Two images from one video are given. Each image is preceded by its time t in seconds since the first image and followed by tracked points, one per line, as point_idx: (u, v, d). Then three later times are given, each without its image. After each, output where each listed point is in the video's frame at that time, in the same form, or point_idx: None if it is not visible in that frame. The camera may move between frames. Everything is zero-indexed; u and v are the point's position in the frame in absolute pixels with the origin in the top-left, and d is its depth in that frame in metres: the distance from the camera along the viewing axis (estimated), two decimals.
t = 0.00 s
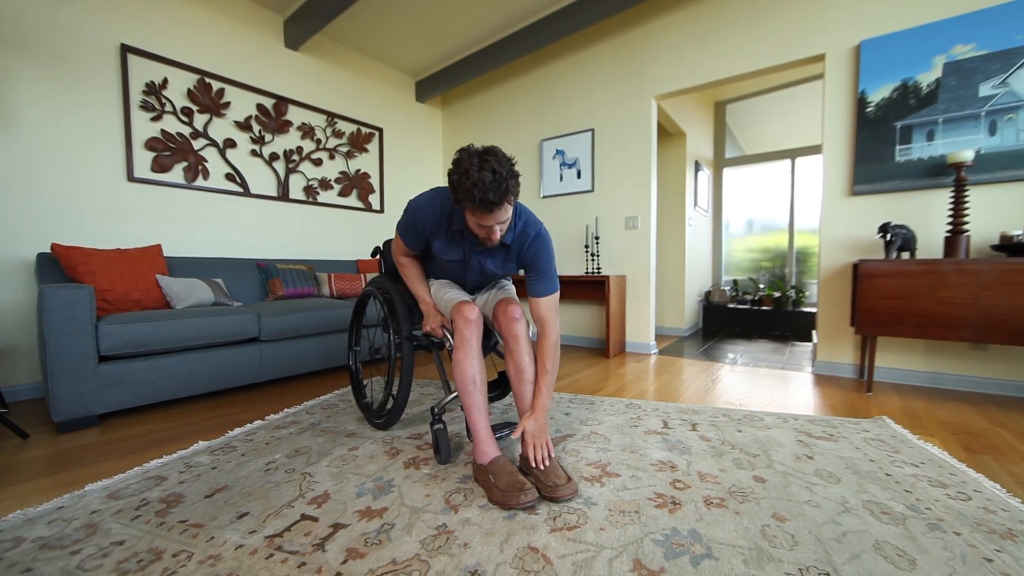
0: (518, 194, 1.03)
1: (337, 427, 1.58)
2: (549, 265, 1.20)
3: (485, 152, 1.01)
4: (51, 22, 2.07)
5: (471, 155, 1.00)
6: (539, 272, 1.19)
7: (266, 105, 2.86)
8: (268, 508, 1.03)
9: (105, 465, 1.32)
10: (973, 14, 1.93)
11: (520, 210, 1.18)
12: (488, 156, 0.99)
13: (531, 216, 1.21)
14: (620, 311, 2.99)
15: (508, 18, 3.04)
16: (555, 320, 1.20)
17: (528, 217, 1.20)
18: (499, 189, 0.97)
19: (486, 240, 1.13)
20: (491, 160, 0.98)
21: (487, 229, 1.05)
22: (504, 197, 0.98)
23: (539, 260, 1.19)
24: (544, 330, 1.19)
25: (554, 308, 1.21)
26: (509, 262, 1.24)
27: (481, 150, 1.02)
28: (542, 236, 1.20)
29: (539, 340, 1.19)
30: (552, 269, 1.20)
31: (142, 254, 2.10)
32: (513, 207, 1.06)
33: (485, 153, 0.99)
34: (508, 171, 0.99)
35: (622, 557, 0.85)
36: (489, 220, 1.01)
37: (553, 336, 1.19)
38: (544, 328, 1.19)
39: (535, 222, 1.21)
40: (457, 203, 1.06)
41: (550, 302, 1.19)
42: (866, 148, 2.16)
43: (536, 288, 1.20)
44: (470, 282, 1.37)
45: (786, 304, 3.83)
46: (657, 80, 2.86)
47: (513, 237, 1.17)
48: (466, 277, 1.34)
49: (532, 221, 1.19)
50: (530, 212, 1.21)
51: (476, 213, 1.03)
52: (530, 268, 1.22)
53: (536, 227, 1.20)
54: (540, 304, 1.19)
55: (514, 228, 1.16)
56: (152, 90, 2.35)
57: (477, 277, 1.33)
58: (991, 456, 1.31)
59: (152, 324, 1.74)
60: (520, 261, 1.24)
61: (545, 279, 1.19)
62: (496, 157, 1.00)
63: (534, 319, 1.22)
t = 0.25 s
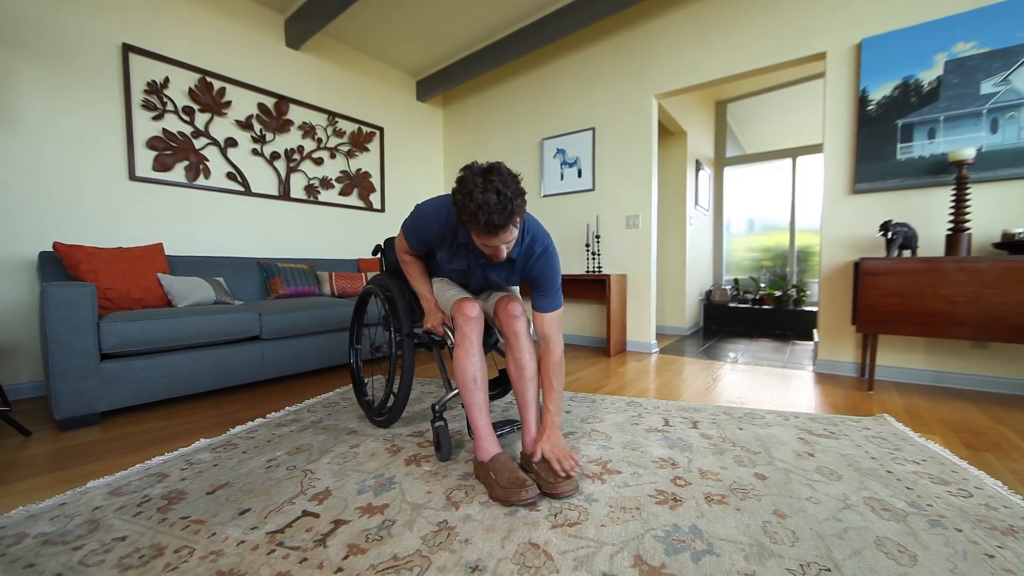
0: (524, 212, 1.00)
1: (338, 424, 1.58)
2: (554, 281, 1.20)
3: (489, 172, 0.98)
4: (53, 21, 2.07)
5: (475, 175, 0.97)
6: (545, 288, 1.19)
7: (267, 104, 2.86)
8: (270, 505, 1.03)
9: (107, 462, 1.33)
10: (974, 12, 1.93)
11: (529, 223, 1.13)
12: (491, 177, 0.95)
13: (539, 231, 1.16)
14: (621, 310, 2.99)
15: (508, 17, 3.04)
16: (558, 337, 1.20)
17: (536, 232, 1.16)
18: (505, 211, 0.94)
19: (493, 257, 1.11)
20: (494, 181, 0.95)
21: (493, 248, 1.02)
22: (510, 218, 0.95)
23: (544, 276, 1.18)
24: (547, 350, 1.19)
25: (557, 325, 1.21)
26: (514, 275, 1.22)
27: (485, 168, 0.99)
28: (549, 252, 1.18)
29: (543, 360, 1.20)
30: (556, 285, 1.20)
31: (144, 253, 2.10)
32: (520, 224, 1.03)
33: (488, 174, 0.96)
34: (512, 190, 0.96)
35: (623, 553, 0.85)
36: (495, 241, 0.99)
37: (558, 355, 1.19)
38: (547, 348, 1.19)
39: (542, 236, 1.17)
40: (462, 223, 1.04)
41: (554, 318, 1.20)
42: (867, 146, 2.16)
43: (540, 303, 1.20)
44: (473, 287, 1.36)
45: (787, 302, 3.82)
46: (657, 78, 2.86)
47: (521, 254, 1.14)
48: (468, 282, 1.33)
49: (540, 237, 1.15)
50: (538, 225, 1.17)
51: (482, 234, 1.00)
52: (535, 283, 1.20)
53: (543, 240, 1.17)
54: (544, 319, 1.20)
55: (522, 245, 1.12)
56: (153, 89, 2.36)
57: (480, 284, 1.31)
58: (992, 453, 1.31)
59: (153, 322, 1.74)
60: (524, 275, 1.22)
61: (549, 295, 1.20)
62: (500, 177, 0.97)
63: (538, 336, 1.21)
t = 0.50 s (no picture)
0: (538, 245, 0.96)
1: (338, 422, 1.58)
2: (567, 301, 1.13)
3: (502, 203, 0.93)
4: (55, 20, 2.08)
5: (488, 207, 0.92)
6: (558, 308, 1.13)
7: (268, 103, 2.87)
8: (271, 501, 1.04)
9: (108, 459, 1.33)
10: (976, 11, 1.93)
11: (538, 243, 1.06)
12: (504, 211, 0.91)
13: (550, 251, 1.09)
14: (621, 309, 2.99)
15: (509, 16, 3.04)
16: (579, 354, 1.15)
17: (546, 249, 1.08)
18: (517, 247, 0.89)
19: (503, 285, 1.07)
20: (508, 215, 0.90)
21: (504, 281, 0.98)
22: (523, 255, 0.90)
23: (557, 297, 1.12)
24: (570, 369, 1.15)
25: (575, 342, 1.15)
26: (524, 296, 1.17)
27: (498, 199, 0.94)
28: (560, 271, 1.11)
29: (568, 378, 1.17)
30: (570, 303, 1.14)
31: (145, 251, 2.10)
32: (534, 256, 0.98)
33: (501, 207, 0.91)
34: (527, 226, 0.91)
35: (624, 550, 0.85)
36: (506, 276, 0.95)
37: (581, 372, 1.15)
38: (569, 367, 1.15)
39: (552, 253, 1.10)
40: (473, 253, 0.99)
41: (570, 337, 1.14)
42: (868, 145, 2.16)
43: (554, 324, 1.15)
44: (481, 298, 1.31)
45: (788, 302, 3.82)
46: (658, 77, 2.86)
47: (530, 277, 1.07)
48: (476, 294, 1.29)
49: (550, 257, 1.08)
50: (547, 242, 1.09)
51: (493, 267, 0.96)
52: (546, 304, 1.14)
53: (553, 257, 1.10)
54: (560, 337, 1.15)
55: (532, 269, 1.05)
56: (154, 88, 2.36)
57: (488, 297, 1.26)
58: (993, 451, 1.31)
59: (154, 320, 1.75)
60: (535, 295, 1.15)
61: (563, 316, 1.14)
62: (514, 211, 0.92)
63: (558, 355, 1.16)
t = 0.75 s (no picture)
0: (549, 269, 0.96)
1: (339, 419, 1.58)
2: (579, 297, 1.12)
3: (515, 226, 0.91)
4: (55, 18, 2.08)
5: (501, 230, 0.91)
6: (572, 307, 1.13)
7: (268, 102, 2.87)
8: (271, 497, 1.04)
9: (109, 456, 1.33)
10: (976, 8, 1.92)
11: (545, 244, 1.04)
12: (517, 236, 0.89)
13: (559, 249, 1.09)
14: (622, 307, 2.99)
15: (509, 15, 3.04)
16: (594, 349, 1.16)
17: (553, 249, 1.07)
18: (528, 274, 0.90)
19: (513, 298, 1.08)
20: (521, 242, 0.89)
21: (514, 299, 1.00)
22: (533, 282, 0.91)
23: (569, 295, 1.11)
24: (587, 363, 1.16)
25: (591, 336, 1.16)
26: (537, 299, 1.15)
27: (513, 220, 0.93)
28: (569, 268, 1.10)
29: (586, 373, 1.18)
30: (583, 299, 1.13)
31: (146, 249, 2.11)
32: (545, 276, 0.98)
33: (514, 232, 0.90)
34: (539, 253, 0.90)
35: (623, 545, 0.85)
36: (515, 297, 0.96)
37: (597, 367, 1.16)
38: (586, 361, 1.17)
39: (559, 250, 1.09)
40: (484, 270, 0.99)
41: (587, 331, 1.15)
42: (868, 143, 2.16)
43: (570, 321, 1.15)
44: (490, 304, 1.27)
45: (788, 301, 3.81)
46: (658, 76, 2.86)
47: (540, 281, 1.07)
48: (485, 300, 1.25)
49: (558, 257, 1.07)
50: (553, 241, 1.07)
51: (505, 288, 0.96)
52: (561, 302, 1.13)
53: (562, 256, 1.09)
54: (576, 333, 1.15)
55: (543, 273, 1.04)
56: (154, 86, 2.36)
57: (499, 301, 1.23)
58: (994, 448, 1.31)
59: (155, 318, 1.75)
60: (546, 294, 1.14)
61: (579, 313, 1.14)
62: (528, 236, 0.90)
63: (574, 349, 1.17)
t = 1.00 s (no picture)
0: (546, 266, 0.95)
1: (336, 416, 1.58)
2: (581, 289, 1.12)
3: (512, 221, 0.91)
4: (54, 16, 2.08)
5: (497, 224, 0.91)
6: (573, 299, 1.12)
7: (267, 100, 2.87)
8: (267, 492, 1.04)
9: (107, 452, 1.33)
10: (974, 6, 1.93)
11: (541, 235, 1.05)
12: (514, 232, 0.89)
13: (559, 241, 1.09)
14: (621, 306, 2.99)
15: (508, 13, 3.04)
16: (596, 344, 1.16)
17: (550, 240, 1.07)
18: (522, 271, 0.89)
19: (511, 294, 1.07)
20: (517, 237, 0.89)
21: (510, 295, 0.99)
22: (527, 279, 0.91)
23: (570, 288, 1.11)
24: (589, 358, 1.16)
25: (593, 331, 1.16)
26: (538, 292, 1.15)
27: (511, 215, 0.93)
28: (570, 260, 1.09)
29: (587, 369, 1.18)
30: (584, 291, 1.13)
31: (145, 247, 2.11)
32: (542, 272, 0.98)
33: (510, 227, 0.90)
34: (534, 249, 0.90)
35: (619, 538, 0.85)
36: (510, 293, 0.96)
37: (599, 363, 1.16)
38: (587, 357, 1.17)
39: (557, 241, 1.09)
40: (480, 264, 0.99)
41: (589, 326, 1.15)
42: (867, 141, 2.16)
43: (572, 315, 1.15)
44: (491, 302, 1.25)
45: (787, 299, 3.81)
46: (657, 74, 2.86)
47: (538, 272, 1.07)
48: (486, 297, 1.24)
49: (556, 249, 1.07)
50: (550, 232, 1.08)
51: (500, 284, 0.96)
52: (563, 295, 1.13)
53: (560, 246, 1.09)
54: (577, 328, 1.15)
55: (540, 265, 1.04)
56: (153, 84, 2.37)
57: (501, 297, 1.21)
58: (991, 445, 1.31)
59: (153, 315, 1.75)
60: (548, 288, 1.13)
61: (580, 306, 1.13)
62: (524, 231, 0.90)
63: (575, 344, 1.17)
